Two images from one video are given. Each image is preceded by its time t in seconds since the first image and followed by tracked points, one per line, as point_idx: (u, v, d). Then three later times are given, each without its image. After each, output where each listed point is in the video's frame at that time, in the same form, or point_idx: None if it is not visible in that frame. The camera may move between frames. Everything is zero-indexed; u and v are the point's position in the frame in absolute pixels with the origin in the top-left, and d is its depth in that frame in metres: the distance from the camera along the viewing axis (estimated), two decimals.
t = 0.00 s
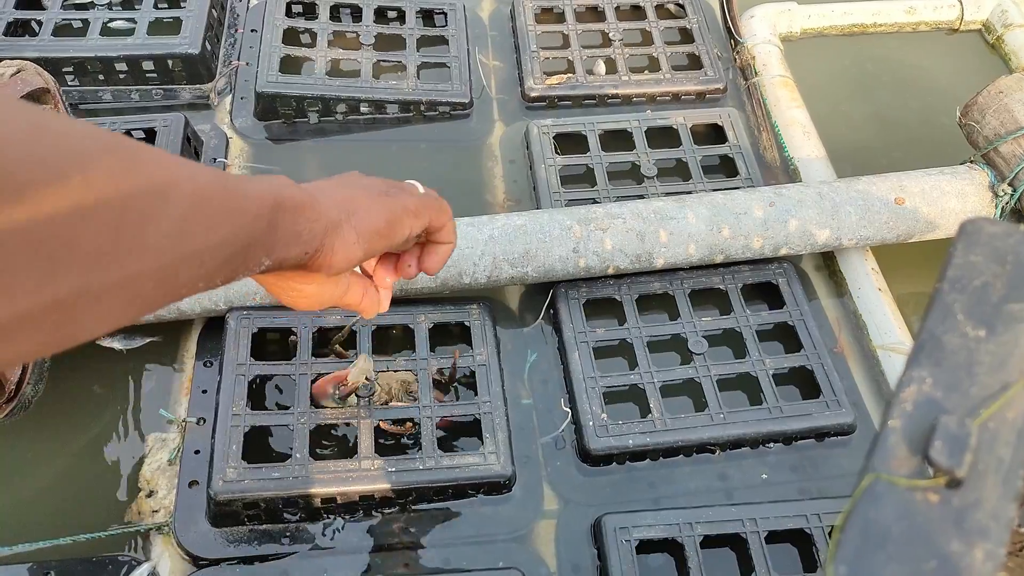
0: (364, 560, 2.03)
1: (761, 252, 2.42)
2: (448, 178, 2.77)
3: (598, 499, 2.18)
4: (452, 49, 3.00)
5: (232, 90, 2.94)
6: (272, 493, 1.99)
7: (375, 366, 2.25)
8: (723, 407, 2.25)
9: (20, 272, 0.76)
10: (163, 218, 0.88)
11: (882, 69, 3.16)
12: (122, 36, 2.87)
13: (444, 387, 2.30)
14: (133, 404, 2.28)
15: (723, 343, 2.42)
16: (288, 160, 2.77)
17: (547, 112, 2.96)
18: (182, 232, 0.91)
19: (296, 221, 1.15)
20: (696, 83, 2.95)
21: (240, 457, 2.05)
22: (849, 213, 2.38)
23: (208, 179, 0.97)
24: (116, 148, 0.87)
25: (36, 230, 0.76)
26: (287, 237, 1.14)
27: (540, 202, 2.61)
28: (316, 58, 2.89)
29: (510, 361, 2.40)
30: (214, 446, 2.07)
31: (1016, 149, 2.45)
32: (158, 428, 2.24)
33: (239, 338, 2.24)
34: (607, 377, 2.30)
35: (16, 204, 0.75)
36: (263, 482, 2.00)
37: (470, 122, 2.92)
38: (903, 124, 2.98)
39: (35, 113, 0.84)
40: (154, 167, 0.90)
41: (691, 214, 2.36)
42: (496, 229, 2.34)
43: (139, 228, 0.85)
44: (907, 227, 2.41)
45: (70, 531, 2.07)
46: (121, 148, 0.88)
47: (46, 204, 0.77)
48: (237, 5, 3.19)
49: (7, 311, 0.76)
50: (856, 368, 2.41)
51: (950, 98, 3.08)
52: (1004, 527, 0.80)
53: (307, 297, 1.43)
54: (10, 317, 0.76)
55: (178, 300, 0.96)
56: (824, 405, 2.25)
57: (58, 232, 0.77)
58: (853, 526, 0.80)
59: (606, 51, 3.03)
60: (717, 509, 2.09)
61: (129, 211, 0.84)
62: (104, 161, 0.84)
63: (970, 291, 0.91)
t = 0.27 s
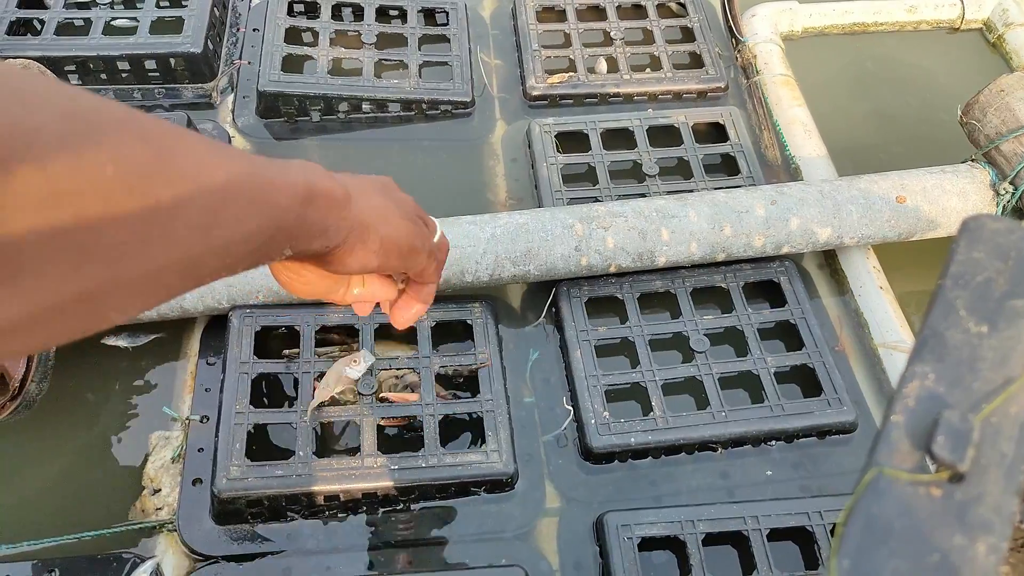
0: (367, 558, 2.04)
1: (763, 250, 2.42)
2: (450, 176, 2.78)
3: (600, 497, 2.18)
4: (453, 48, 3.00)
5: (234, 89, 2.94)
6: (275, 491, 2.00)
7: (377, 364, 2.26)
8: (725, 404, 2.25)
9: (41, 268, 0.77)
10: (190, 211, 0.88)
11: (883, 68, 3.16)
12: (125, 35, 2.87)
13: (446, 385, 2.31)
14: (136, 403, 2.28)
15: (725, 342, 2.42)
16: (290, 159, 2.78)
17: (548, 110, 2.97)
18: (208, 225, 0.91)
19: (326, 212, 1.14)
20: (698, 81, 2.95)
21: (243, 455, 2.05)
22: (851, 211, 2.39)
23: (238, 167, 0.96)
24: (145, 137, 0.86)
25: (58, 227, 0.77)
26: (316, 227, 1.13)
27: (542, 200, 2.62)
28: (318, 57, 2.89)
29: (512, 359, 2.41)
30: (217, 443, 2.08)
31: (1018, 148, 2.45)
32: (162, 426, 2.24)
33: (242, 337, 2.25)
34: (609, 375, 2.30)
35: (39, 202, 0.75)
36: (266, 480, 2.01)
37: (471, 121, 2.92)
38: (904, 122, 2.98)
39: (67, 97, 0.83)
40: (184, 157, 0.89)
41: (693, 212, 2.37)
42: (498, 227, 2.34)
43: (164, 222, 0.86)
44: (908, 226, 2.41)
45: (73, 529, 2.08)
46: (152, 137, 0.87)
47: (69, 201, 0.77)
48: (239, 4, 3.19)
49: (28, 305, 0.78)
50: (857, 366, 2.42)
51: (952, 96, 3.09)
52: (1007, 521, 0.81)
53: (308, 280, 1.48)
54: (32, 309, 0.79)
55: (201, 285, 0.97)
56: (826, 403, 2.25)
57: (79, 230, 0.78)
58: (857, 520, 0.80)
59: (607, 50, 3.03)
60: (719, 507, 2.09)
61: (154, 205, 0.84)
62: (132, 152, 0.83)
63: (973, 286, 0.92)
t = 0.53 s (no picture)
0: (373, 556, 2.04)
1: (768, 249, 2.42)
2: (455, 175, 2.78)
3: (606, 495, 2.19)
4: (458, 47, 3.01)
5: (238, 88, 2.94)
6: (282, 489, 2.00)
7: (382, 362, 2.26)
8: (731, 403, 2.25)
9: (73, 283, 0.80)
10: (212, 223, 0.91)
11: (887, 68, 3.17)
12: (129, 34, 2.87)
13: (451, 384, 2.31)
14: (141, 401, 2.28)
15: (730, 340, 2.43)
16: (295, 157, 2.78)
17: (552, 110, 2.97)
18: (230, 236, 0.93)
19: (342, 221, 1.17)
20: (701, 81, 2.96)
21: (249, 453, 2.05)
22: (856, 210, 2.39)
23: (257, 177, 0.98)
24: (171, 150, 0.88)
25: (86, 243, 0.79)
26: (332, 235, 1.16)
27: (546, 199, 2.62)
28: (322, 56, 2.89)
29: (517, 357, 2.41)
30: (224, 442, 2.08)
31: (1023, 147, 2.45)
32: (167, 424, 2.24)
33: (248, 335, 2.25)
34: (615, 374, 2.30)
35: (70, 218, 0.77)
36: (273, 478, 2.01)
37: (475, 120, 2.92)
38: (908, 122, 2.99)
39: (94, 107, 0.84)
40: (207, 169, 0.91)
41: (698, 211, 2.37)
42: (504, 226, 2.34)
43: (189, 233, 0.88)
44: (913, 225, 2.42)
45: (79, 527, 2.08)
46: (175, 149, 0.88)
47: (100, 217, 0.79)
48: (243, 3, 3.20)
49: (61, 315, 0.81)
50: (862, 365, 2.42)
51: (955, 96, 3.09)
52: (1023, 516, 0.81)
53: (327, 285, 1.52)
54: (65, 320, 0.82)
55: (221, 293, 1.00)
56: (831, 401, 2.26)
57: (108, 242, 0.81)
58: (875, 515, 0.80)
59: (611, 49, 3.03)
60: (725, 505, 2.10)
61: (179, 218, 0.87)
62: (160, 166, 0.86)
63: (987, 283, 0.92)
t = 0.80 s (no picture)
0: (372, 558, 2.04)
1: (767, 251, 2.42)
2: (454, 177, 2.78)
3: (605, 497, 2.18)
4: (458, 48, 3.01)
5: (238, 89, 2.94)
6: (281, 491, 2.00)
7: (381, 364, 2.26)
8: (730, 405, 2.25)
9: (75, 300, 0.79)
10: (213, 241, 0.91)
11: (886, 69, 3.17)
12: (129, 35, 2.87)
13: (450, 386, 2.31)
14: (140, 403, 2.28)
15: (729, 342, 2.43)
16: (294, 159, 2.78)
17: (552, 111, 2.97)
18: (225, 253, 0.94)
19: (332, 237, 1.19)
20: (701, 82, 2.95)
21: (248, 455, 2.05)
22: (855, 212, 2.39)
23: (254, 196, 1.00)
24: (168, 168, 0.88)
25: (89, 263, 0.78)
26: (320, 250, 1.17)
27: (546, 200, 2.62)
28: (322, 57, 2.89)
29: (516, 359, 2.41)
30: (223, 444, 2.08)
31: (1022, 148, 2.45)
32: (166, 425, 2.24)
33: (247, 337, 2.25)
34: (614, 375, 2.30)
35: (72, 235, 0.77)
36: (272, 480, 2.01)
37: (475, 121, 2.92)
38: (907, 123, 2.99)
39: (95, 129, 0.85)
40: (206, 189, 0.92)
41: (698, 212, 2.37)
42: (503, 227, 2.34)
43: (186, 250, 0.88)
44: (912, 226, 2.42)
45: (78, 530, 2.08)
46: (175, 168, 0.89)
47: (100, 235, 0.79)
48: (243, 4, 3.20)
49: (60, 334, 0.79)
50: (861, 366, 2.42)
51: (955, 97, 3.09)
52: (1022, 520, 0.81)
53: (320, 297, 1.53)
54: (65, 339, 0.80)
55: (212, 313, 1.00)
56: (830, 403, 2.26)
57: (112, 260, 0.81)
58: (874, 518, 0.80)
59: (611, 51, 3.03)
60: (724, 506, 2.10)
61: (180, 236, 0.87)
62: (157, 184, 0.86)
63: (987, 286, 0.92)
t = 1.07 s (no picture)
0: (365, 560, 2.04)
1: (760, 254, 2.43)
2: (448, 179, 2.78)
3: (597, 500, 2.19)
4: (452, 51, 3.01)
5: (233, 92, 2.95)
6: (273, 494, 2.01)
7: (375, 367, 2.26)
8: (722, 407, 2.26)
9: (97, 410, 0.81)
10: (221, 329, 0.95)
11: (880, 72, 3.17)
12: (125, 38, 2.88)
13: (443, 388, 2.31)
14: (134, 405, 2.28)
15: (722, 344, 2.43)
16: (289, 162, 2.79)
17: (547, 114, 2.97)
18: (228, 341, 0.98)
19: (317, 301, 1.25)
20: (695, 85, 2.96)
21: (241, 458, 2.06)
22: (848, 215, 2.40)
23: (252, 268, 1.04)
24: (184, 264, 0.90)
25: (110, 375, 0.81)
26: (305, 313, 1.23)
27: (540, 203, 2.63)
28: (316, 60, 2.90)
29: (510, 361, 2.41)
30: (216, 447, 2.09)
31: (1014, 152, 2.45)
32: (160, 428, 2.24)
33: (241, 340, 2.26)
34: (607, 378, 2.31)
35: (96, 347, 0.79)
36: (264, 483, 2.02)
37: (470, 124, 2.93)
38: (901, 126, 2.99)
39: (118, 230, 0.85)
40: (217, 279, 0.95)
41: (690, 215, 2.38)
42: (496, 231, 2.35)
43: (195, 343, 0.91)
44: (905, 230, 2.42)
45: (72, 532, 2.08)
46: (191, 259, 0.91)
47: (121, 344, 0.81)
48: (239, 7, 3.20)
49: (79, 444, 0.82)
50: (853, 369, 2.43)
51: (949, 100, 3.09)
52: (996, 527, 0.82)
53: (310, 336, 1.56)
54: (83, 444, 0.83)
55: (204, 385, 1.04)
56: (822, 406, 2.26)
57: (128, 369, 0.83)
58: (849, 526, 0.82)
59: (605, 53, 3.04)
60: (716, 509, 2.10)
61: (194, 332, 0.91)
62: (175, 283, 0.88)
63: (965, 295, 0.93)
